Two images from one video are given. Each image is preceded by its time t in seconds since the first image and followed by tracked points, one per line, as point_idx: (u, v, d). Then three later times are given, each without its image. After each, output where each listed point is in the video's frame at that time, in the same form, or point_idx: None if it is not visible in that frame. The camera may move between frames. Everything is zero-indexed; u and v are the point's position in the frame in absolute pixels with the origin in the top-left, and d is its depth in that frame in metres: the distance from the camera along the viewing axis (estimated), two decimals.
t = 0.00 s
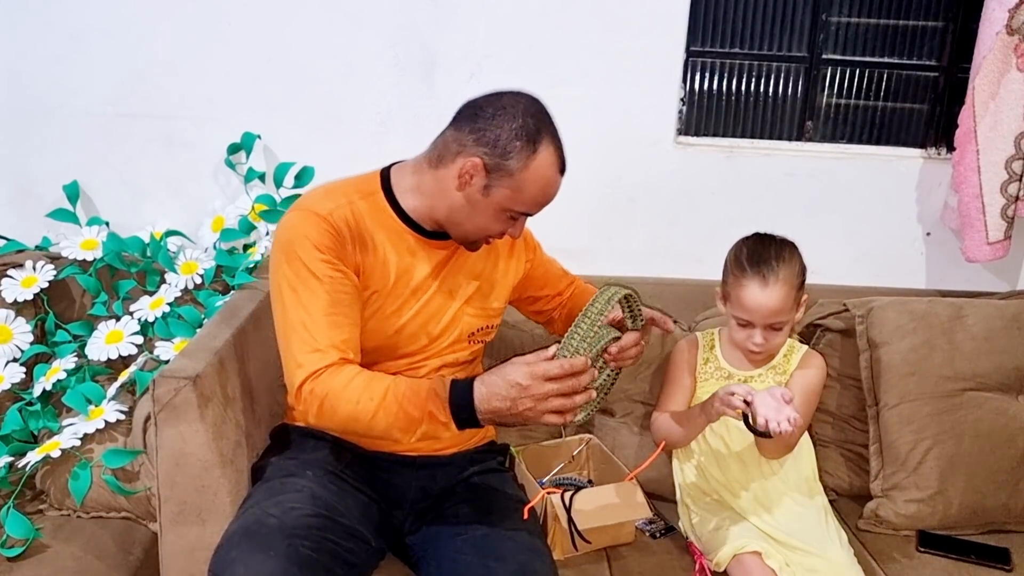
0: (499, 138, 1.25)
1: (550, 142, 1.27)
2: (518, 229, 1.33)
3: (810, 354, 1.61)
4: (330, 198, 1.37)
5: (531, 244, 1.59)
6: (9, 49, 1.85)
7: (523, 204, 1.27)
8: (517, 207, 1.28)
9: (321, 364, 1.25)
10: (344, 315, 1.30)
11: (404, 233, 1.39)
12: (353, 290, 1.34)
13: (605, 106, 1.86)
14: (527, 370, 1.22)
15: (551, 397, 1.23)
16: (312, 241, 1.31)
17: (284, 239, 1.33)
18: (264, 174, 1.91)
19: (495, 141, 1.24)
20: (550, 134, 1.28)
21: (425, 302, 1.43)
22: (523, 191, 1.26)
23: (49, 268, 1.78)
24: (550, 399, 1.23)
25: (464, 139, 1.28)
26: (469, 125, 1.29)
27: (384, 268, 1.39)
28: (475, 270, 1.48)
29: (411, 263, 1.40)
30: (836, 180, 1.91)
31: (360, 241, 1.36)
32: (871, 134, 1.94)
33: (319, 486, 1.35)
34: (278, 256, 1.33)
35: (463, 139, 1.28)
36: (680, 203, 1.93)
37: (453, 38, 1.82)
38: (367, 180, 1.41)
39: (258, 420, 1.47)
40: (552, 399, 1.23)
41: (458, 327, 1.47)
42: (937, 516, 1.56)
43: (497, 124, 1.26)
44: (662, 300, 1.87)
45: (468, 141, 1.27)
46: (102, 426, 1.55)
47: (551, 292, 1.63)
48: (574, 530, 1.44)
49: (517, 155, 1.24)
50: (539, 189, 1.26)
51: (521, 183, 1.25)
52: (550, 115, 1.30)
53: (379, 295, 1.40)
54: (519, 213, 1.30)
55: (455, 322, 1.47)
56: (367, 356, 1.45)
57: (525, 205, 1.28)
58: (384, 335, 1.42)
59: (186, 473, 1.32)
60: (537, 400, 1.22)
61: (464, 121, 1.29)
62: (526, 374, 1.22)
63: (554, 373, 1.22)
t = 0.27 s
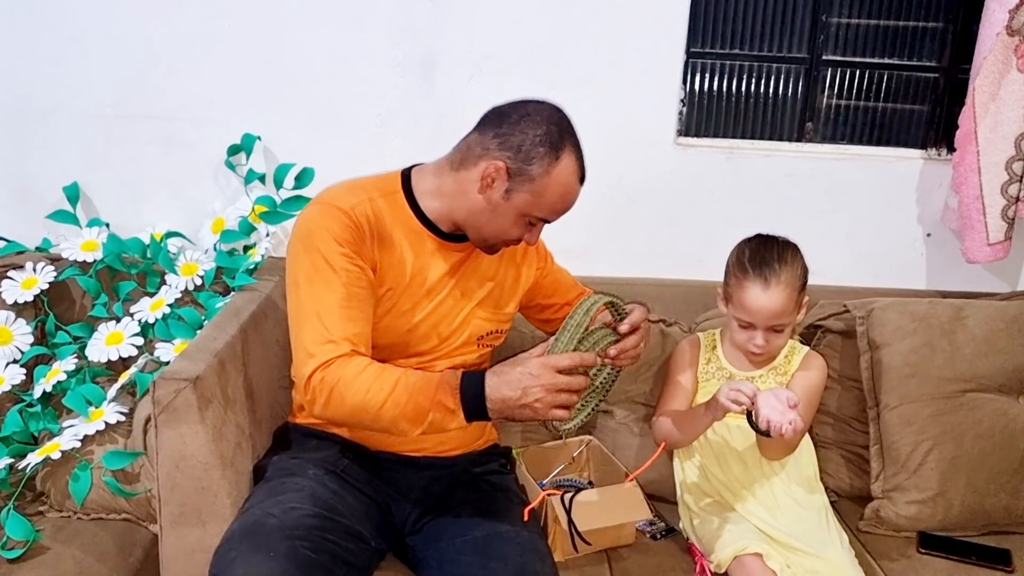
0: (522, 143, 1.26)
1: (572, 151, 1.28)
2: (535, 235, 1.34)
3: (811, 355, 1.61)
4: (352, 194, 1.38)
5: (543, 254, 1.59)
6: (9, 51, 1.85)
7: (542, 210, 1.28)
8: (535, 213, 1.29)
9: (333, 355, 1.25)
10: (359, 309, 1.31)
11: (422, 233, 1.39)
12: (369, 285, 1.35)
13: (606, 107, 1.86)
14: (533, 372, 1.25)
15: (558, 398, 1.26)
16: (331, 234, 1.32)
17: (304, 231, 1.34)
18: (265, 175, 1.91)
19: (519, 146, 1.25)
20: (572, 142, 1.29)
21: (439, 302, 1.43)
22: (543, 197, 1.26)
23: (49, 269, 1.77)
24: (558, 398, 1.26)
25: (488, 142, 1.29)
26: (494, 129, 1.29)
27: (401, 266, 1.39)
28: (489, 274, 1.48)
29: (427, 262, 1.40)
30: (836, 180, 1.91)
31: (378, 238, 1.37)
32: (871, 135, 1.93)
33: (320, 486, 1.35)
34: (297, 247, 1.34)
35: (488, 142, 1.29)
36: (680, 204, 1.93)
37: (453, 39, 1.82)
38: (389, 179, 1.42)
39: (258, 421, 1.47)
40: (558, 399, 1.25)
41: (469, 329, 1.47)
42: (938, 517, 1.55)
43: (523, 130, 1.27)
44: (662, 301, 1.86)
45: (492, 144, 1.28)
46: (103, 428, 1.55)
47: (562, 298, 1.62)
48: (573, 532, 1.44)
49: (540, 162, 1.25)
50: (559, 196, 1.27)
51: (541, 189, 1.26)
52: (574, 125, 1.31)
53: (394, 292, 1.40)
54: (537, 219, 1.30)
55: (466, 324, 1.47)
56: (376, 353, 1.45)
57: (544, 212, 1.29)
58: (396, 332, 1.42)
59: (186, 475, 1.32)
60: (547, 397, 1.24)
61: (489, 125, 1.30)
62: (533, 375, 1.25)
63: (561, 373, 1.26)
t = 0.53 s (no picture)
0: (527, 145, 1.26)
1: (577, 154, 1.28)
2: (536, 239, 1.34)
3: (811, 356, 1.61)
4: (356, 193, 1.38)
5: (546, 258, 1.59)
6: (9, 51, 1.85)
7: (544, 213, 1.28)
8: (538, 216, 1.29)
9: (333, 356, 1.25)
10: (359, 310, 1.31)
11: (425, 234, 1.39)
12: (371, 286, 1.35)
13: (605, 107, 1.85)
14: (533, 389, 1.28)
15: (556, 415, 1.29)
16: (335, 233, 1.32)
17: (308, 230, 1.34)
18: (264, 175, 1.91)
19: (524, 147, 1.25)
20: (577, 145, 1.29)
21: (441, 303, 1.43)
22: (547, 199, 1.26)
23: (49, 270, 1.77)
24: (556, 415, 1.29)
25: (493, 143, 1.29)
26: (499, 130, 1.30)
27: (403, 267, 1.39)
28: (491, 276, 1.48)
29: (430, 263, 1.40)
30: (836, 181, 1.91)
31: (382, 238, 1.36)
32: (871, 136, 1.93)
33: (320, 487, 1.35)
34: (300, 245, 1.34)
35: (493, 143, 1.29)
36: (680, 204, 1.93)
37: (453, 39, 1.81)
38: (394, 179, 1.42)
39: (258, 422, 1.47)
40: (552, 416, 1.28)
41: (471, 329, 1.47)
42: (938, 518, 1.55)
43: (528, 132, 1.27)
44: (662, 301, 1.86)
45: (497, 146, 1.28)
46: (102, 429, 1.55)
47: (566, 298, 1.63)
48: (573, 534, 1.43)
49: (544, 164, 1.25)
50: (562, 199, 1.27)
51: (545, 191, 1.26)
52: (579, 130, 1.31)
53: (397, 292, 1.40)
54: (540, 221, 1.30)
55: (468, 326, 1.47)
56: (378, 352, 1.45)
57: (546, 214, 1.29)
58: (398, 332, 1.42)
59: (186, 476, 1.31)
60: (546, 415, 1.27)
61: (495, 127, 1.30)
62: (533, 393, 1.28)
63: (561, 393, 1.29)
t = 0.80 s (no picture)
0: (513, 137, 1.26)
1: (564, 144, 1.28)
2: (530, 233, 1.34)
3: (810, 355, 1.62)
4: (347, 198, 1.38)
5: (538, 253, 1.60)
6: (8, 52, 1.85)
7: (534, 204, 1.28)
8: (528, 208, 1.28)
9: (340, 363, 1.26)
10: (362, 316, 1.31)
11: (420, 234, 1.39)
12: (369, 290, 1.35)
13: (605, 107, 1.85)
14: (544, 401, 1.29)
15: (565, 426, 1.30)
16: (331, 239, 1.32)
17: (301, 236, 1.34)
18: (264, 176, 1.91)
19: (509, 139, 1.25)
20: (564, 136, 1.29)
21: (439, 303, 1.43)
22: (535, 191, 1.26)
23: (48, 271, 1.77)
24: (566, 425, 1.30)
25: (479, 138, 1.29)
26: (485, 125, 1.30)
27: (400, 269, 1.39)
28: (487, 273, 1.48)
29: (426, 264, 1.40)
30: (835, 181, 1.91)
31: (377, 241, 1.37)
32: (870, 136, 1.93)
33: (318, 487, 1.35)
34: (294, 251, 1.33)
35: (479, 138, 1.29)
36: (679, 204, 1.93)
37: (452, 39, 1.81)
38: (384, 181, 1.42)
39: (257, 422, 1.47)
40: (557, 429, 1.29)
41: (469, 328, 1.47)
42: (937, 517, 1.55)
43: (513, 124, 1.27)
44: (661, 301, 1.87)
45: (483, 140, 1.29)
46: (102, 429, 1.55)
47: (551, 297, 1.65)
48: (572, 534, 1.43)
49: (531, 154, 1.25)
50: (551, 190, 1.27)
51: (533, 183, 1.26)
52: (566, 121, 1.32)
53: (394, 294, 1.40)
54: (531, 214, 1.30)
55: (466, 325, 1.47)
56: (378, 354, 1.45)
57: (536, 206, 1.28)
58: (397, 334, 1.42)
59: (185, 477, 1.31)
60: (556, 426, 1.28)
61: (481, 121, 1.31)
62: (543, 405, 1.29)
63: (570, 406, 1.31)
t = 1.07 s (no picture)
0: (509, 137, 1.27)
1: (560, 142, 1.28)
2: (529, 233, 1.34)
3: (809, 354, 1.62)
4: (349, 206, 1.37)
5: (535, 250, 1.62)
6: (8, 52, 1.85)
7: (532, 203, 1.28)
8: (526, 207, 1.29)
9: (365, 376, 1.27)
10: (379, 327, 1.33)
11: (424, 238, 1.39)
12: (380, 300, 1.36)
13: (604, 108, 1.86)
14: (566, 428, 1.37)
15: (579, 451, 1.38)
16: (340, 251, 1.32)
17: (307, 248, 1.33)
18: (264, 176, 1.91)
19: (505, 139, 1.26)
20: (560, 134, 1.29)
21: (445, 305, 1.43)
22: (532, 189, 1.27)
23: (48, 271, 1.77)
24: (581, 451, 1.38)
25: (475, 139, 1.30)
26: (480, 125, 1.30)
27: (407, 274, 1.39)
28: (490, 271, 1.49)
29: (432, 266, 1.40)
30: (834, 181, 1.91)
31: (382, 248, 1.37)
32: (869, 137, 1.93)
33: (318, 489, 1.35)
34: (301, 263, 1.33)
35: (475, 139, 1.30)
36: (678, 205, 1.93)
37: (451, 40, 1.82)
38: (383, 186, 1.41)
39: (257, 423, 1.47)
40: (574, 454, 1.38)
41: (474, 328, 1.48)
42: (936, 518, 1.56)
43: (507, 124, 1.28)
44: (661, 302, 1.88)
45: (479, 140, 1.29)
46: (102, 430, 1.55)
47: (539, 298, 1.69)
48: (572, 535, 1.42)
49: (527, 154, 1.26)
50: (549, 188, 1.27)
51: (530, 182, 1.26)
52: (562, 119, 1.32)
53: (402, 300, 1.40)
54: (529, 213, 1.30)
55: (472, 326, 1.48)
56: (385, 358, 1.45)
57: (534, 205, 1.29)
58: (405, 338, 1.43)
59: (185, 478, 1.31)
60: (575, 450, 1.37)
61: (476, 122, 1.31)
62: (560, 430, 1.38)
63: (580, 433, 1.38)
